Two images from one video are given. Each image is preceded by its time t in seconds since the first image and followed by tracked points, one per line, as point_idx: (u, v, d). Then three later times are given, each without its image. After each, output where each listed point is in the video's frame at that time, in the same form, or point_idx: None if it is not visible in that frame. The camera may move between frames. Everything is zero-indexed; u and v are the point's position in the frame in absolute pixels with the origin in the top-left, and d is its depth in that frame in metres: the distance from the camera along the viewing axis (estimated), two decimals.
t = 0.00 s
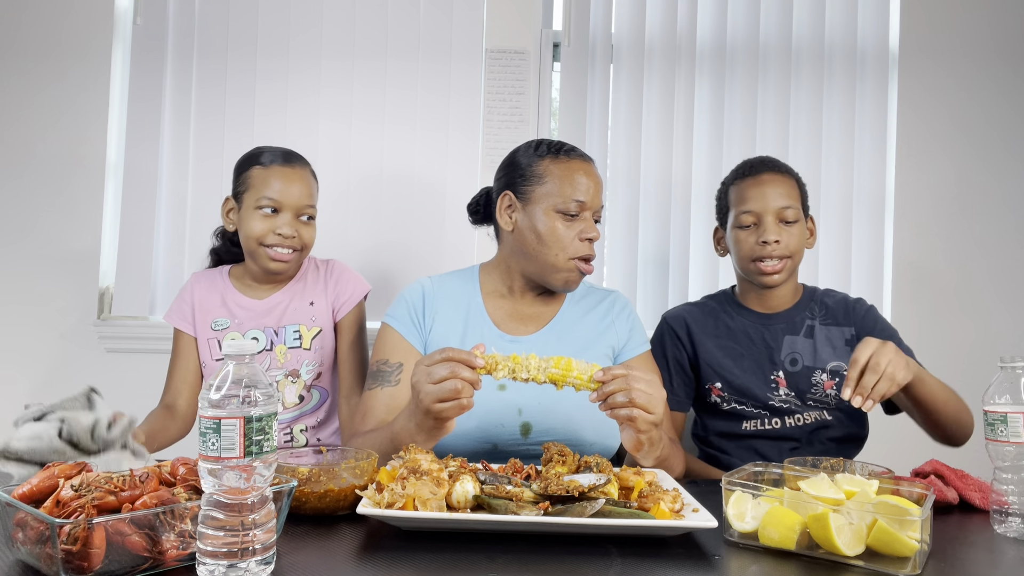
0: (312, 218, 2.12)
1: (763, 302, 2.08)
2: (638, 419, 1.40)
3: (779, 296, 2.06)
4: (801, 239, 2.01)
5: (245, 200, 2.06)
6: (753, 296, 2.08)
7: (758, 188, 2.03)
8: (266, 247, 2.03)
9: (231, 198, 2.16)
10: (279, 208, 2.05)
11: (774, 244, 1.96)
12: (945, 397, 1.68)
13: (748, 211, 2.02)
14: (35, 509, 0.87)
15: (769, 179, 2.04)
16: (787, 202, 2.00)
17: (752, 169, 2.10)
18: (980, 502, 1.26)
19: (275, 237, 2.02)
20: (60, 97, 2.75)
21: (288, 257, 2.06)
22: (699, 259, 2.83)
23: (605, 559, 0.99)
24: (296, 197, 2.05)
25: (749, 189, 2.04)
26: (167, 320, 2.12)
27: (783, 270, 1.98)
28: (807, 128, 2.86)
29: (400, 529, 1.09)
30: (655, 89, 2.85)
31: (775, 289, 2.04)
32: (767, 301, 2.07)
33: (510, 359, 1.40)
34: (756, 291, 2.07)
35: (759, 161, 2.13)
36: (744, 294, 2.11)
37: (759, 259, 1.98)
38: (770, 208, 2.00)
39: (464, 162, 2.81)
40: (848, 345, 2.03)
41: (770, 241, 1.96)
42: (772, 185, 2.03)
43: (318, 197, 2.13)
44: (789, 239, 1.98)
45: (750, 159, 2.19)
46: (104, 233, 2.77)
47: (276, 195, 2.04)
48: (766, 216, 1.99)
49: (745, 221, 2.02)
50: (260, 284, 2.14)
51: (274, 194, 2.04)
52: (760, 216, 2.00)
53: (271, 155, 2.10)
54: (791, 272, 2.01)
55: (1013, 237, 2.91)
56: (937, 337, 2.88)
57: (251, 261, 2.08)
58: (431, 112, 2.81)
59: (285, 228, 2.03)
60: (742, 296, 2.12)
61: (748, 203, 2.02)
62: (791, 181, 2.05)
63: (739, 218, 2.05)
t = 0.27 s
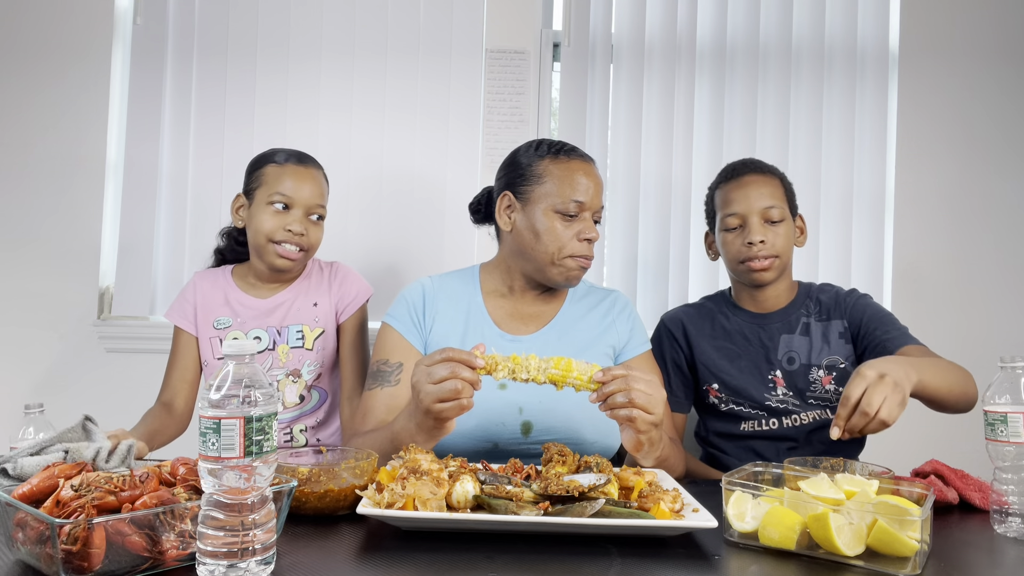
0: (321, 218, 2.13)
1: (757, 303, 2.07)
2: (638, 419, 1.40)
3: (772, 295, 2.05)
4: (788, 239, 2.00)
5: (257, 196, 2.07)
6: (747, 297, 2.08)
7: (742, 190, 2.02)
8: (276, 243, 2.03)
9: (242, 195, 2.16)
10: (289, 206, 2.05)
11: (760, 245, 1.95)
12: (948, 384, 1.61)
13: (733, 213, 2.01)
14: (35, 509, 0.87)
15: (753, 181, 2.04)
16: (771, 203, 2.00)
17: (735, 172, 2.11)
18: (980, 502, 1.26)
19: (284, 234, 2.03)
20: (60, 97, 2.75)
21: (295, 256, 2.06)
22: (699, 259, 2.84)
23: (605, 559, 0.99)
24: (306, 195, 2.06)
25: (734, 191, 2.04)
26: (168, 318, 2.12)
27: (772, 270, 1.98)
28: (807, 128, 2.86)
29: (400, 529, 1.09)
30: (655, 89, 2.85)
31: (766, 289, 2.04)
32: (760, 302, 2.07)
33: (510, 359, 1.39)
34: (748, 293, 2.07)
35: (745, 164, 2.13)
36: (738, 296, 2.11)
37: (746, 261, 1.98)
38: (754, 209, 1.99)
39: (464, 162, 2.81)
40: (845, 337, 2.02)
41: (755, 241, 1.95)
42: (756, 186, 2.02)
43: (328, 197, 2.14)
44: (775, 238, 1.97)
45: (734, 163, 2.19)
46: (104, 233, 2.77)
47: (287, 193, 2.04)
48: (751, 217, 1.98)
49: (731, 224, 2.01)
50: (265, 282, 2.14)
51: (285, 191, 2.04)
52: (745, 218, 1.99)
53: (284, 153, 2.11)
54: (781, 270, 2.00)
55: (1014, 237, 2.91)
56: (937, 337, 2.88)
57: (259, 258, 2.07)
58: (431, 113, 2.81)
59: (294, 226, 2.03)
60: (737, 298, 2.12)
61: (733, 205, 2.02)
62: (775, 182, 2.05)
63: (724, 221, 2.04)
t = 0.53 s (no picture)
0: (329, 219, 2.15)
1: (755, 304, 2.07)
2: (638, 419, 1.40)
3: (770, 296, 2.05)
4: (783, 239, 2.00)
5: (266, 201, 2.08)
6: (746, 298, 2.08)
7: (735, 191, 2.03)
8: (288, 247, 2.05)
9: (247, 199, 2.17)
10: (299, 209, 2.07)
11: (755, 245, 1.95)
12: (950, 388, 1.61)
13: (727, 215, 2.01)
14: (35, 509, 0.87)
15: (745, 182, 2.04)
16: (765, 203, 2.00)
17: (728, 175, 2.11)
18: (980, 502, 1.26)
19: (295, 238, 2.05)
20: (60, 97, 2.75)
21: (307, 259, 2.08)
22: (699, 259, 2.84)
23: (605, 560, 0.99)
24: (315, 198, 2.08)
25: (726, 194, 2.04)
26: (179, 319, 2.12)
27: (768, 270, 1.97)
28: (807, 128, 2.86)
29: (400, 529, 1.09)
30: (655, 90, 2.85)
31: (764, 290, 2.03)
32: (758, 303, 2.07)
33: (509, 359, 1.39)
34: (746, 294, 2.07)
35: (739, 166, 2.13)
36: (737, 298, 2.11)
37: (741, 262, 1.98)
38: (748, 210, 1.99)
39: (464, 162, 2.81)
40: (845, 337, 2.02)
41: (750, 243, 1.95)
42: (749, 187, 2.02)
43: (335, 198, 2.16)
44: (770, 239, 1.97)
45: (724, 166, 2.19)
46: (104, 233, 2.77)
47: (296, 196, 2.06)
48: (745, 218, 1.98)
49: (725, 225, 2.01)
50: (274, 285, 2.15)
51: (294, 195, 2.06)
52: (739, 219, 1.99)
53: (288, 157, 2.13)
54: (777, 271, 2.00)
55: (1014, 237, 2.91)
56: (938, 337, 2.88)
57: (270, 262, 2.09)
58: (431, 113, 2.81)
59: (305, 229, 2.05)
60: (735, 300, 2.12)
61: (726, 207, 2.02)
62: (768, 183, 2.05)
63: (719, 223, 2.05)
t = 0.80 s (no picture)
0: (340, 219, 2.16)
1: (759, 302, 2.07)
2: (638, 420, 1.40)
3: (774, 295, 2.05)
4: (788, 237, 2.00)
5: (277, 200, 2.10)
6: (750, 296, 2.08)
7: (739, 188, 2.03)
8: (299, 246, 2.06)
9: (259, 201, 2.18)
10: (310, 208, 2.08)
11: (759, 242, 1.95)
12: (954, 392, 1.61)
13: (731, 212, 2.02)
14: (35, 509, 0.87)
15: (750, 180, 2.04)
16: (770, 200, 2.00)
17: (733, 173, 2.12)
18: (980, 502, 1.26)
19: (306, 236, 2.06)
20: (60, 97, 2.75)
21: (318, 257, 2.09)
22: (699, 260, 2.84)
23: (605, 560, 0.99)
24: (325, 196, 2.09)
25: (732, 190, 2.04)
26: (192, 322, 2.15)
27: (772, 267, 1.97)
28: (807, 128, 2.86)
29: (400, 529, 1.09)
30: (655, 90, 2.85)
31: (768, 287, 2.04)
32: (761, 301, 2.07)
33: (509, 360, 1.38)
34: (750, 291, 2.07)
35: (743, 164, 2.13)
36: (741, 296, 2.11)
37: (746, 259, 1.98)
38: (753, 207, 1.99)
39: (464, 163, 2.80)
40: (849, 337, 2.01)
41: (754, 239, 1.95)
42: (754, 184, 2.03)
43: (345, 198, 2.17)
44: (774, 236, 1.97)
45: (729, 165, 2.20)
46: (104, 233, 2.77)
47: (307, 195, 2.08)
48: (749, 215, 1.98)
49: (730, 222, 2.02)
50: (286, 285, 2.16)
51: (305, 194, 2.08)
52: (743, 216, 2.00)
53: (298, 158, 2.15)
54: (782, 269, 2.00)
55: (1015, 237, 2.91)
56: (938, 337, 2.88)
57: (282, 261, 2.10)
58: (431, 114, 2.81)
59: (315, 227, 2.06)
60: (739, 299, 2.12)
61: (731, 204, 2.02)
62: (774, 181, 2.06)
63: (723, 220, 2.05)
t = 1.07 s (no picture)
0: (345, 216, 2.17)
1: (763, 301, 2.07)
2: (638, 420, 1.40)
3: (779, 294, 2.05)
4: (797, 237, 2.00)
5: (284, 198, 2.10)
6: (754, 295, 2.08)
7: (752, 185, 2.03)
8: (308, 242, 2.06)
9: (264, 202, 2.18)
10: (317, 204, 2.09)
11: (769, 239, 1.95)
12: (957, 392, 1.61)
13: (742, 208, 2.02)
14: (35, 509, 0.87)
15: (762, 178, 2.04)
16: (781, 199, 2.00)
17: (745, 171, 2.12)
18: (980, 502, 1.26)
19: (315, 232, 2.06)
20: (60, 97, 2.75)
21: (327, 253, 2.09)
22: (699, 260, 2.84)
23: (605, 560, 0.99)
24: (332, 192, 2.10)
25: (744, 187, 2.04)
26: (198, 318, 2.13)
27: (780, 266, 1.97)
28: (807, 128, 2.86)
29: (400, 529, 1.09)
30: (655, 90, 2.85)
31: (774, 287, 2.03)
32: (766, 300, 2.07)
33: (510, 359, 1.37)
34: (756, 290, 2.06)
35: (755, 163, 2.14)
36: (745, 294, 2.10)
37: (755, 255, 1.97)
38: (764, 205, 1.99)
39: (464, 163, 2.81)
40: (851, 339, 2.01)
41: (764, 236, 1.95)
42: (767, 181, 2.03)
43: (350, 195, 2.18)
44: (784, 234, 1.97)
45: (739, 163, 2.20)
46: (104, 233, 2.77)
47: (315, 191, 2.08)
48: (760, 212, 1.99)
49: (740, 218, 2.02)
50: (293, 283, 2.16)
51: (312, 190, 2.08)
52: (754, 213, 2.00)
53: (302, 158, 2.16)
54: (789, 268, 2.00)
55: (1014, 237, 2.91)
56: (938, 337, 2.88)
57: (291, 258, 2.10)
58: (431, 114, 2.81)
59: (324, 222, 2.07)
60: (743, 296, 2.12)
61: (742, 201, 2.02)
62: (785, 181, 2.06)
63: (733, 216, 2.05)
